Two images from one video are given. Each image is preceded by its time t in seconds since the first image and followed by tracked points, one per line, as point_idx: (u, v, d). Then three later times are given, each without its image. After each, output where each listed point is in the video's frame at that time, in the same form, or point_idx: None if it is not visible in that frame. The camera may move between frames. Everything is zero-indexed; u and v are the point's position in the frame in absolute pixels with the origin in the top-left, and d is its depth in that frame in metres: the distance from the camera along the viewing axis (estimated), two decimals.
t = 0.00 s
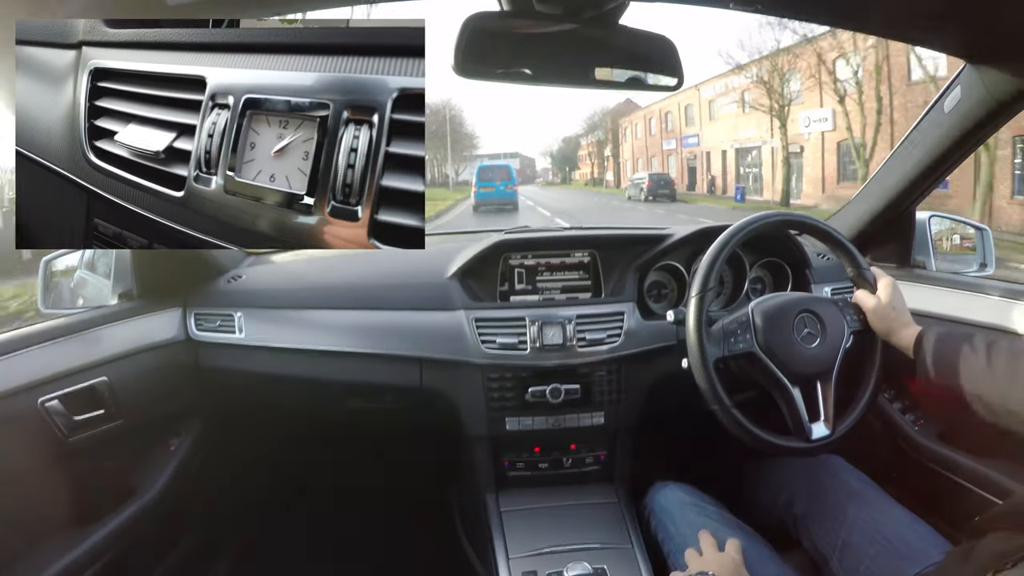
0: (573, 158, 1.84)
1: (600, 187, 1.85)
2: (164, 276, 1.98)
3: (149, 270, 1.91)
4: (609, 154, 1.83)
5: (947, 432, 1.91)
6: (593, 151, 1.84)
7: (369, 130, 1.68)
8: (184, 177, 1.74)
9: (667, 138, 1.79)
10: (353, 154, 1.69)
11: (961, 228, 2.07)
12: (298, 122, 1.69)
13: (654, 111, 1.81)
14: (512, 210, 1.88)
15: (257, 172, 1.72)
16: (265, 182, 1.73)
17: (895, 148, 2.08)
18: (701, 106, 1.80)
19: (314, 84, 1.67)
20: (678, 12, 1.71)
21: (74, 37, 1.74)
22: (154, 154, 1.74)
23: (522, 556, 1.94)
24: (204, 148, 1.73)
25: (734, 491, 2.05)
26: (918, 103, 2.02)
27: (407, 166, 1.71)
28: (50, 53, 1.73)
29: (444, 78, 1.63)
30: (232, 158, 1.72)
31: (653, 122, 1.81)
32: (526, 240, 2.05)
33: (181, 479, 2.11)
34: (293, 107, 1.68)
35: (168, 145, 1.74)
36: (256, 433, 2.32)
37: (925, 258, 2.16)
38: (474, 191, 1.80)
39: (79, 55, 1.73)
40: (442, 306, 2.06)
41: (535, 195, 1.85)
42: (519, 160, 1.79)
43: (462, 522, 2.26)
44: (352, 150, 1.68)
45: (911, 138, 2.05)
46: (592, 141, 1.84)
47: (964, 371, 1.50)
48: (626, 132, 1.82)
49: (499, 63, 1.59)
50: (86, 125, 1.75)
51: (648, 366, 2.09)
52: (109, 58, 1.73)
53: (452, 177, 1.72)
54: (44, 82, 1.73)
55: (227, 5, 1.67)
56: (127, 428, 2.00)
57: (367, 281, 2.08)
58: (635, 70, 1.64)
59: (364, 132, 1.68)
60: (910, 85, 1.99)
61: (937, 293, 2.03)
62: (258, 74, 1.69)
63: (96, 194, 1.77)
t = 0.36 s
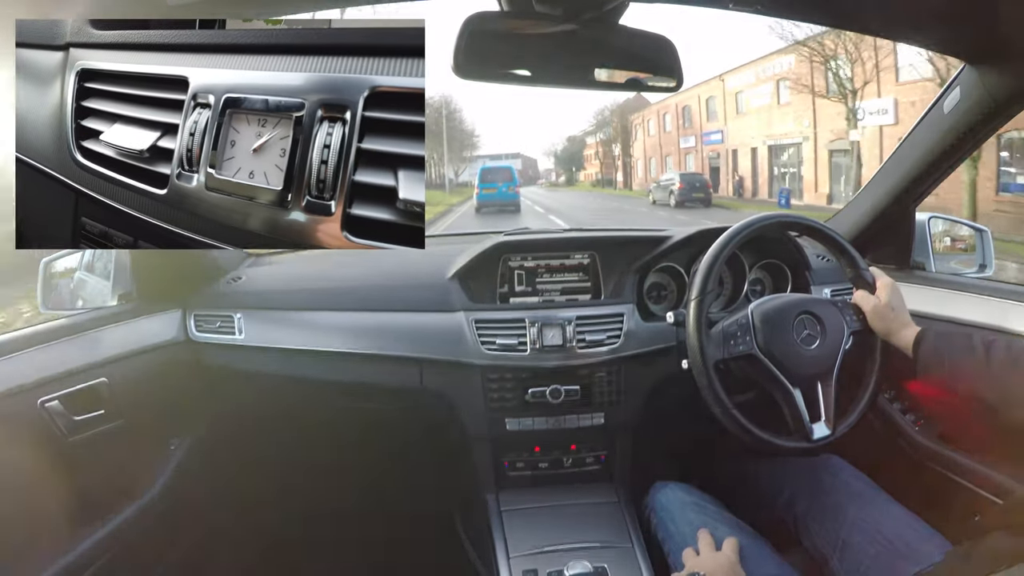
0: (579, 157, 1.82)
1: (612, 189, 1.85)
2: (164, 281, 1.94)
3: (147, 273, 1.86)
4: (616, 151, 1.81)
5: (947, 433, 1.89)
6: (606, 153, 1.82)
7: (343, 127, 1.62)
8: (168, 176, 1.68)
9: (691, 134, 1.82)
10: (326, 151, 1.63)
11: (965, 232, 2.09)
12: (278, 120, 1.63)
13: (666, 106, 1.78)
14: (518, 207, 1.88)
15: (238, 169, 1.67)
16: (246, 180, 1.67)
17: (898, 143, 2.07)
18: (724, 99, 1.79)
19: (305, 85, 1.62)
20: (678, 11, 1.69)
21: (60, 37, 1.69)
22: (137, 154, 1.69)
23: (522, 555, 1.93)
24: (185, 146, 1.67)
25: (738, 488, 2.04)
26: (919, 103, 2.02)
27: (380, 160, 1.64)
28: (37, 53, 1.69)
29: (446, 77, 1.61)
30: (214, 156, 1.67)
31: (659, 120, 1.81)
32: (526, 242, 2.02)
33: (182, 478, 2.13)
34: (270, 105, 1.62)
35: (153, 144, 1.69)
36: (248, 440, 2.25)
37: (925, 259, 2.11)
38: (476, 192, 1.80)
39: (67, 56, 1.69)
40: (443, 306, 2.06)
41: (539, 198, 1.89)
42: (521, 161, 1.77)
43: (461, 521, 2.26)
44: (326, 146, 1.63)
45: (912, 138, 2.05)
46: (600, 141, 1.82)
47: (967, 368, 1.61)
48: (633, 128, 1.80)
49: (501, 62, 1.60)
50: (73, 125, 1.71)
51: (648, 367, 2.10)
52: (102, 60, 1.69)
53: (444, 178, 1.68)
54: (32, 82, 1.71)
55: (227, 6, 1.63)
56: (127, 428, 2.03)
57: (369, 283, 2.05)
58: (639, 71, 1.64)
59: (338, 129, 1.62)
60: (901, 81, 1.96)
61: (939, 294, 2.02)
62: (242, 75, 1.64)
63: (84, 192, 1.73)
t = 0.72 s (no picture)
0: (586, 155, 1.83)
1: (621, 190, 1.84)
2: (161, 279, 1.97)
3: (150, 270, 1.89)
4: (625, 145, 1.81)
5: (947, 433, 1.90)
6: (615, 149, 1.81)
7: (321, 123, 1.68)
8: (156, 172, 1.72)
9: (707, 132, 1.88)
10: (306, 146, 1.69)
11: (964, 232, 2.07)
12: (263, 117, 1.69)
13: (686, 101, 1.78)
14: (523, 207, 1.90)
15: (223, 166, 1.71)
16: (230, 176, 1.71)
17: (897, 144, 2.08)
18: (755, 90, 1.85)
19: (297, 83, 1.68)
20: (677, 12, 1.67)
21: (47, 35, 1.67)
22: (126, 151, 1.72)
23: (522, 555, 1.93)
24: (173, 143, 1.71)
25: (739, 488, 2.05)
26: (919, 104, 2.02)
27: (360, 155, 1.70)
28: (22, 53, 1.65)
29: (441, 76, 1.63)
30: (199, 153, 1.71)
31: (667, 119, 1.81)
32: (527, 241, 2.05)
33: (179, 476, 2.15)
34: (254, 103, 1.68)
35: (140, 142, 1.73)
36: (252, 437, 2.30)
37: (925, 258, 2.16)
38: (480, 192, 1.83)
39: (57, 58, 1.69)
40: (442, 305, 2.06)
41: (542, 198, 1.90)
42: (525, 160, 1.80)
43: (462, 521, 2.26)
44: (306, 142, 1.69)
45: (911, 139, 2.06)
46: (607, 139, 1.82)
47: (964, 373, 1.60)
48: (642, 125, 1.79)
49: (503, 63, 1.53)
50: (64, 125, 1.72)
51: (648, 366, 2.10)
52: (95, 61, 1.71)
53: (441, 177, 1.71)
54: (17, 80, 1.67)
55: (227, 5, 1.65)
56: (127, 428, 2.01)
57: (371, 277, 2.07)
58: (639, 70, 1.59)
59: (318, 126, 1.68)
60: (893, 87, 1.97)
61: (937, 292, 2.04)
62: (229, 74, 1.68)
63: (75, 189, 1.73)
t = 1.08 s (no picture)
0: (592, 152, 1.82)
1: (629, 189, 1.83)
2: (159, 279, 1.98)
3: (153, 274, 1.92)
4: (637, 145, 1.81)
5: (945, 433, 1.89)
6: (632, 147, 1.81)
7: (304, 121, 1.69)
8: (140, 171, 1.73)
9: (730, 126, 1.81)
10: (286, 144, 1.70)
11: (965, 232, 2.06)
12: (249, 116, 1.70)
13: (709, 91, 1.75)
14: (524, 207, 1.85)
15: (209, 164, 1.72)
16: (213, 173, 1.72)
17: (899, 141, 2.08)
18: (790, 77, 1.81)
19: (286, 82, 1.68)
20: (676, 14, 1.67)
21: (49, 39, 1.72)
22: (112, 150, 1.74)
23: (522, 554, 1.92)
24: (157, 141, 1.72)
25: (741, 487, 2.05)
26: (920, 105, 2.01)
27: (339, 151, 1.71)
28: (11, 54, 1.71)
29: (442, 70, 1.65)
30: (184, 151, 1.72)
31: (684, 113, 1.79)
32: (526, 241, 2.04)
33: (181, 476, 2.15)
34: (237, 101, 1.69)
35: (127, 142, 1.74)
36: (250, 439, 2.30)
37: (925, 259, 2.16)
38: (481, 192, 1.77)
39: (45, 57, 1.72)
40: (443, 306, 2.06)
41: (548, 197, 1.85)
42: (529, 159, 1.76)
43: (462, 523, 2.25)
44: (287, 139, 1.70)
45: (912, 140, 2.05)
46: (614, 135, 1.81)
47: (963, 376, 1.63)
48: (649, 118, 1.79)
49: (502, 64, 1.53)
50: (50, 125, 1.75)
51: (648, 365, 2.10)
52: (82, 61, 1.73)
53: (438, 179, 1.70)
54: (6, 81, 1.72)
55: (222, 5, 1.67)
56: (127, 428, 2.01)
57: (370, 278, 2.07)
58: (637, 71, 1.59)
59: (300, 123, 1.69)
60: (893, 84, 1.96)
61: (935, 293, 2.05)
62: (212, 73, 1.69)
63: (65, 190, 1.77)
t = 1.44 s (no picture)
0: (598, 152, 1.76)
1: (638, 191, 1.75)
2: (160, 282, 2.02)
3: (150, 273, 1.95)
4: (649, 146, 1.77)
5: (943, 433, 1.89)
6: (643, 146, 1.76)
7: (284, 119, 1.69)
8: (124, 170, 1.74)
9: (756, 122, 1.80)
10: (268, 142, 1.70)
11: (963, 233, 2.08)
12: (230, 115, 1.70)
13: (733, 82, 1.77)
14: (526, 208, 1.82)
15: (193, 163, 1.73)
16: (196, 172, 1.72)
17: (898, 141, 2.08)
18: (834, 68, 1.87)
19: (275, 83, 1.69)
20: (675, 13, 1.66)
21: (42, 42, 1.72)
22: (97, 150, 1.75)
23: (521, 554, 1.92)
24: (142, 141, 1.73)
25: (745, 488, 2.04)
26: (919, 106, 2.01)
27: (321, 149, 1.71)
28: None
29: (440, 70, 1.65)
30: (169, 150, 1.73)
31: (703, 108, 1.78)
32: (527, 242, 2.05)
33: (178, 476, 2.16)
34: (219, 100, 1.70)
35: (112, 141, 1.75)
36: (251, 440, 2.29)
37: (925, 260, 2.18)
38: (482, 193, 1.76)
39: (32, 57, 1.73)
40: (443, 306, 2.06)
41: (547, 200, 1.82)
42: (529, 160, 1.75)
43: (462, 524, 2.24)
44: (267, 137, 1.70)
45: (910, 141, 2.05)
46: (621, 134, 1.77)
47: (966, 389, 1.55)
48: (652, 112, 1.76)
49: (500, 63, 1.53)
50: (37, 125, 1.75)
51: (648, 366, 2.10)
52: (70, 61, 1.73)
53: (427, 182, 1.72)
54: None
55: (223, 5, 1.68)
56: (126, 428, 2.00)
57: (374, 277, 2.09)
58: (637, 70, 1.59)
59: (280, 122, 1.70)
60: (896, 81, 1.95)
61: (934, 294, 2.05)
62: (196, 72, 1.70)
63: (49, 189, 1.77)
